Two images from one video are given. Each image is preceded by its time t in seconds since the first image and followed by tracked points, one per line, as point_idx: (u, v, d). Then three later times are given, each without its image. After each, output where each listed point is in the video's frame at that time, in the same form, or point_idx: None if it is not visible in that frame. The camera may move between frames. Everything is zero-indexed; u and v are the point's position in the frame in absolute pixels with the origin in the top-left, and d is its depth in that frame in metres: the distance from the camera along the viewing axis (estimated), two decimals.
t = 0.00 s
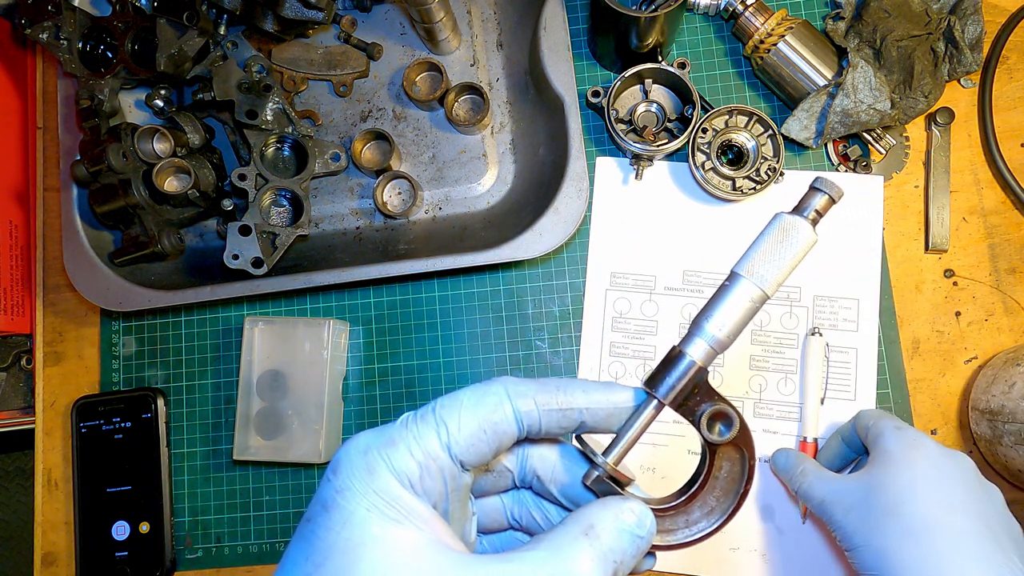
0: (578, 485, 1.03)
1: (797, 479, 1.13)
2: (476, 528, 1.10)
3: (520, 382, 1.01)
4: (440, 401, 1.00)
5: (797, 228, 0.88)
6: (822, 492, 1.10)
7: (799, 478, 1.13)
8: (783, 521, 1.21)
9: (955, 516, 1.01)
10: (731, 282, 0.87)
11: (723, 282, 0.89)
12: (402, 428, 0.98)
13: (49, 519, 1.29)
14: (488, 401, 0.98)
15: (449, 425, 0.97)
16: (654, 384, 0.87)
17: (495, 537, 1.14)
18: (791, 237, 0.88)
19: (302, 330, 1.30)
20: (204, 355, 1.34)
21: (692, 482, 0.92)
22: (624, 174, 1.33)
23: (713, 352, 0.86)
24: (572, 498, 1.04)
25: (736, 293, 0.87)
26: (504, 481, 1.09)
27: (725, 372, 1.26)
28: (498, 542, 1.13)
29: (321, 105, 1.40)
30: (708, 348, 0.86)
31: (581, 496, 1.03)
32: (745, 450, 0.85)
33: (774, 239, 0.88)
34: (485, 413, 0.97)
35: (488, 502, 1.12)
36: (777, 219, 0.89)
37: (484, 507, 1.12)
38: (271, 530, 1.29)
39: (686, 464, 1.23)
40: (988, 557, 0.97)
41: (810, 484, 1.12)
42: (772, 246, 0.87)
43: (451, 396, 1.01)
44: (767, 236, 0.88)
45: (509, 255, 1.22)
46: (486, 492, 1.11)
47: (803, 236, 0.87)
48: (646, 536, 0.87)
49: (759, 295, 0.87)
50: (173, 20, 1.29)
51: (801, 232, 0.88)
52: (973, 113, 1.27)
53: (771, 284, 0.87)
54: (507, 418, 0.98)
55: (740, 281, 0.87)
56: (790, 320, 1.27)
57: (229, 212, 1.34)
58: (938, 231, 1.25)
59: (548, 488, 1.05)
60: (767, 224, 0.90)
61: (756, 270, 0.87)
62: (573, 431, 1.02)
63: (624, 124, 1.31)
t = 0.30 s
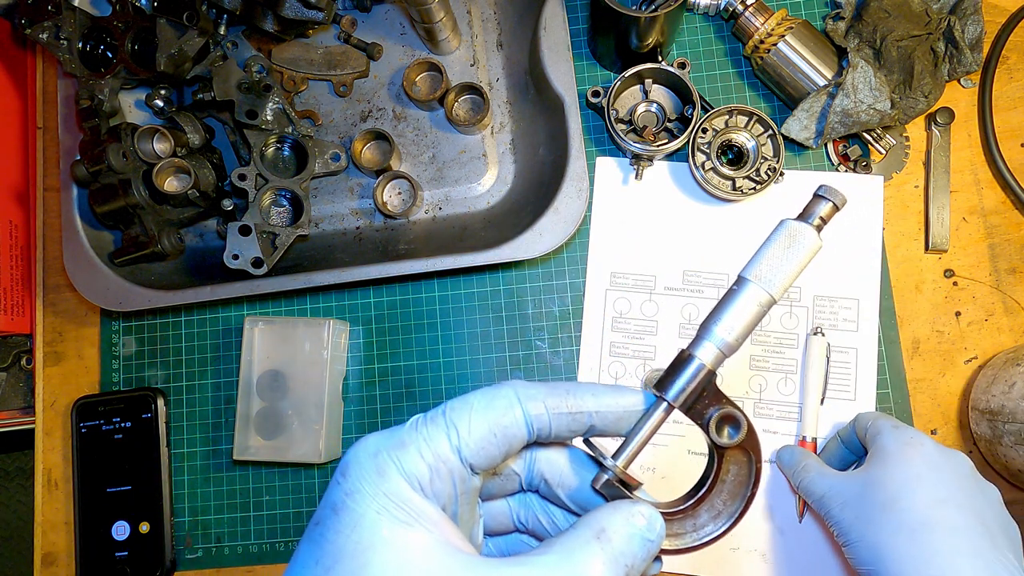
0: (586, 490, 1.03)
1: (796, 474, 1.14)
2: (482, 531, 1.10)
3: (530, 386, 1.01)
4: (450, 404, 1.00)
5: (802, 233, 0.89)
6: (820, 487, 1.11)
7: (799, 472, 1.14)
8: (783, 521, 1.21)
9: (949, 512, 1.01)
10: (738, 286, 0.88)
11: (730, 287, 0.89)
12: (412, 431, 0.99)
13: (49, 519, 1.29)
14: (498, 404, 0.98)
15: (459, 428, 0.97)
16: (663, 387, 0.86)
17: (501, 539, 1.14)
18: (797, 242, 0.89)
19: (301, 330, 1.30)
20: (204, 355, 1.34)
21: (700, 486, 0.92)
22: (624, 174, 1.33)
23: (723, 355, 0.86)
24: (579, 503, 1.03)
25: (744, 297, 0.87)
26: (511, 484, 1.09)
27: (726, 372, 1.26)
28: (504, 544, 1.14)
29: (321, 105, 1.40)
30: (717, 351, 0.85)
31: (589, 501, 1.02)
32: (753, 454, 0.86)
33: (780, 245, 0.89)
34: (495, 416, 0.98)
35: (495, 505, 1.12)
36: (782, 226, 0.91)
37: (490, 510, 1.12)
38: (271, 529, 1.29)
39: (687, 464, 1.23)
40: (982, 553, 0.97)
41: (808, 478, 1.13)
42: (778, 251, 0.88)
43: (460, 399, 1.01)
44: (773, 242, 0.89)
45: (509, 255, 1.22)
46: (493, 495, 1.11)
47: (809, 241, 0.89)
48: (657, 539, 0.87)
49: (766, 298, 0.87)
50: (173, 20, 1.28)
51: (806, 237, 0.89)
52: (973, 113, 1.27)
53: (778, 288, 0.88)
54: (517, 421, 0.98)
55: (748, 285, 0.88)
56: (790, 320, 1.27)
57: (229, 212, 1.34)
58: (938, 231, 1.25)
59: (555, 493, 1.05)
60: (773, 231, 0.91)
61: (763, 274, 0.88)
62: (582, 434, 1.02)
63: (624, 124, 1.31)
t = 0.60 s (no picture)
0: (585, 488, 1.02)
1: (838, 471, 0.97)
2: (483, 531, 1.10)
3: (530, 386, 1.01)
4: (451, 404, 1.00)
5: (800, 232, 0.88)
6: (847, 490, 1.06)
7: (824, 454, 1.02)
8: (783, 521, 1.21)
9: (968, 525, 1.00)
10: (736, 285, 0.87)
11: (729, 285, 0.89)
12: (413, 431, 0.99)
13: (49, 519, 1.29)
14: (499, 404, 0.98)
15: (460, 428, 0.97)
16: (662, 386, 0.86)
17: (501, 539, 1.14)
18: (794, 241, 0.88)
19: (301, 330, 1.30)
20: (204, 355, 1.34)
21: (699, 483, 0.92)
22: (624, 174, 1.33)
23: (722, 353, 0.86)
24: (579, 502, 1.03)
25: (742, 296, 0.87)
26: (511, 484, 1.10)
27: (726, 371, 1.26)
28: (504, 544, 1.14)
29: (321, 105, 1.40)
30: (716, 349, 0.85)
31: (590, 501, 1.01)
32: (750, 451, 0.86)
33: (778, 244, 0.88)
34: (496, 416, 0.98)
35: (496, 505, 1.12)
36: (779, 225, 0.90)
37: (491, 510, 1.12)
38: (271, 529, 1.29)
39: (687, 464, 1.23)
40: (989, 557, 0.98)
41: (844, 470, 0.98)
42: (775, 249, 0.88)
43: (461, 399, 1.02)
44: (770, 241, 0.89)
45: (509, 255, 1.22)
46: (494, 495, 1.11)
47: (805, 240, 0.87)
48: (657, 538, 0.87)
49: (764, 297, 0.87)
50: (173, 20, 1.28)
51: (803, 236, 0.88)
52: (973, 113, 1.27)
53: (776, 287, 0.87)
54: (518, 421, 0.98)
55: (746, 284, 0.87)
56: (790, 320, 1.27)
57: (229, 212, 1.34)
58: (938, 231, 1.25)
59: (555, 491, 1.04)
60: (770, 230, 0.90)
61: (762, 273, 0.87)
62: (583, 434, 1.02)
63: (624, 124, 1.31)
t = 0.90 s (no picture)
0: (585, 484, 1.03)
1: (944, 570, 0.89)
2: (482, 526, 1.09)
3: (527, 382, 1.01)
4: (449, 400, 1.00)
5: (795, 227, 0.87)
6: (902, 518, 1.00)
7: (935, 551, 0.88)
8: (783, 521, 1.21)
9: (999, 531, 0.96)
10: (732, 281, 0.87)
11: (724, 281, 0.89)
12: (411, 427, 0.98)
13: (49, 519, 1.29)
14: (497, 400, 0.98)
15: (459, 424, 0.97)
16: (658, 381, 0.87)
17: (500, 534, 1.13)
18: (789, 236, 0.87)
19: (301, 330, 1.30)
20: (204, 356, 1.34)
21: (697, 477, 0.92)
22: (624, 174, 1.33)
23: (718, 349, 0.86)
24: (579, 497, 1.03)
25: (737, 292, 0.86)
26: (510, 479, 1.09)
27: (726, 371, 1.26)
28: (503, 539, 1.13)
29: (321, 105, 1.40)
30: (711, 344, 0.85)
31: (588, 495, 1.02)
32: (747, 445, 0.86)
33: (772, 239, 0.87)
34: (494, 412, 0.97)
35: (495, 501, 1.12)
36: (773, 220, 0.89)
37: (490, 506, 1.12)
38: (271, 530, 1.29)
39: (687, 464, 1.23)
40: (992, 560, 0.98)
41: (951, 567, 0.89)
42: (770, 244, 0.87)
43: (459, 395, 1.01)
44: (765, 235, 0.88)
45: (509, 255, 1.22)
46: (493, 490, 1.11)
47: (800, 235, 0.87)
48: (655, 532, 0.87)
49: (759, 293, 0.86)
50: (172, 20, 1.28)
51: (797, 232, 0.87)
52: (973, 113, 1.27)
53: (772, 282, 0.87)
54: (516, 416, 0.98)
55: (741, 280, 0.87)
56: (790, 320, 1.27)
57: (229, 212, 1.35)
58: (938, 231, 1.26)
59: (553, 487, 1.05)
60: (765, 226, 0.89)
61: (757, 268, 0.87)
62: (580, 430, 1.02)
63: (624, 124, 1.31)
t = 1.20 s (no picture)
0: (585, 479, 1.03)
1: None
2: (482, 523, 1.09)
3: (526, 377, 1.01)
4: (448, 396, 1.00)
5: (796, 221, 0.88)
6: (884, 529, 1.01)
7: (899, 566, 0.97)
8: (783, 521, 1.21)
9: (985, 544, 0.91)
10: (733, 275, 0.87)
11: (725, 276, 0.89)
12: (410, 424, 0.98)
13: (49, 519, 1.29)
14: (495, 395, 0.98)
15: (457, 420, 0.97)
16: (659, 376, 0.87)
17: (501, 530, 1.14)
18: (790, 230, 0.87)
19: (301, 330, 1.30)
20: (204, 356, 1.34)
21: (698, 473, 0.92)
22: (624, 174, 1.33)
23: (719, 344, 0.86)
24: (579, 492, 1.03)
25: (738, 287, 0.87)
26: (510, 475, 1.09)
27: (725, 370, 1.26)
28: (503, 536, 1.14)
29: (321, 105, 1.40)
30: (712, 339, 0.85)
31: (588, 491, 1.02)
32: (747, 441, 0.86)
33: (773, 234, 0.88)
34: (493, 407, 0.97)
35: (494, 497, 1.12)
36: (774, 215, 0.89)
37: (490, 502, 1.12)
38: (271, 529, 1.28)
39: (687, 464, 1.23)
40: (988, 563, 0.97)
41: None
42: (771, 239, 0.87)
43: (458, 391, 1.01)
44: (767, 230, 0.88)
45: (509, 255, 1.22)
46: (492, 486, 1.11)
47: (803, 228, 0.87)
48: (655, 528, 0.88)
49: (760, 287, 0.87)
50: (172, 20, 1.28)
51: (799, 224, 0.88)
52: (973, 113, 1.27)
53: (773, 276, 0.87)
54: (514, 412, 0.98)
55: (741, 274, 0.87)
56: (790, 320, 1.27)
57: (229, 212, 1.35)
58: (938, 231, 1.26)
59: (553, 484, 1.05)
60: (766, 220, 0.90)
61: (758, 263, 0.87)
62: (579, 425, 1.02)
63: (624, 124, 1.31)
